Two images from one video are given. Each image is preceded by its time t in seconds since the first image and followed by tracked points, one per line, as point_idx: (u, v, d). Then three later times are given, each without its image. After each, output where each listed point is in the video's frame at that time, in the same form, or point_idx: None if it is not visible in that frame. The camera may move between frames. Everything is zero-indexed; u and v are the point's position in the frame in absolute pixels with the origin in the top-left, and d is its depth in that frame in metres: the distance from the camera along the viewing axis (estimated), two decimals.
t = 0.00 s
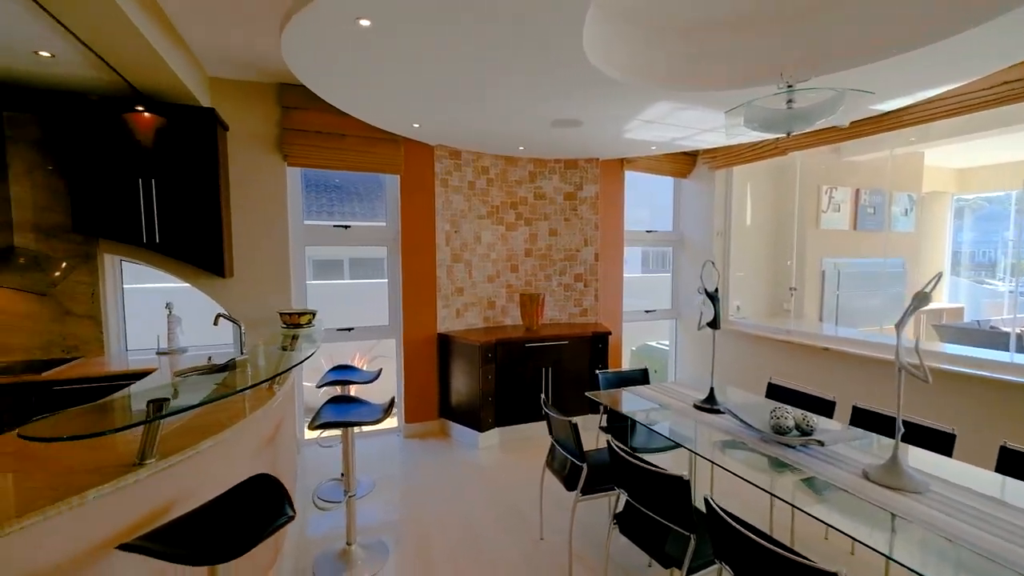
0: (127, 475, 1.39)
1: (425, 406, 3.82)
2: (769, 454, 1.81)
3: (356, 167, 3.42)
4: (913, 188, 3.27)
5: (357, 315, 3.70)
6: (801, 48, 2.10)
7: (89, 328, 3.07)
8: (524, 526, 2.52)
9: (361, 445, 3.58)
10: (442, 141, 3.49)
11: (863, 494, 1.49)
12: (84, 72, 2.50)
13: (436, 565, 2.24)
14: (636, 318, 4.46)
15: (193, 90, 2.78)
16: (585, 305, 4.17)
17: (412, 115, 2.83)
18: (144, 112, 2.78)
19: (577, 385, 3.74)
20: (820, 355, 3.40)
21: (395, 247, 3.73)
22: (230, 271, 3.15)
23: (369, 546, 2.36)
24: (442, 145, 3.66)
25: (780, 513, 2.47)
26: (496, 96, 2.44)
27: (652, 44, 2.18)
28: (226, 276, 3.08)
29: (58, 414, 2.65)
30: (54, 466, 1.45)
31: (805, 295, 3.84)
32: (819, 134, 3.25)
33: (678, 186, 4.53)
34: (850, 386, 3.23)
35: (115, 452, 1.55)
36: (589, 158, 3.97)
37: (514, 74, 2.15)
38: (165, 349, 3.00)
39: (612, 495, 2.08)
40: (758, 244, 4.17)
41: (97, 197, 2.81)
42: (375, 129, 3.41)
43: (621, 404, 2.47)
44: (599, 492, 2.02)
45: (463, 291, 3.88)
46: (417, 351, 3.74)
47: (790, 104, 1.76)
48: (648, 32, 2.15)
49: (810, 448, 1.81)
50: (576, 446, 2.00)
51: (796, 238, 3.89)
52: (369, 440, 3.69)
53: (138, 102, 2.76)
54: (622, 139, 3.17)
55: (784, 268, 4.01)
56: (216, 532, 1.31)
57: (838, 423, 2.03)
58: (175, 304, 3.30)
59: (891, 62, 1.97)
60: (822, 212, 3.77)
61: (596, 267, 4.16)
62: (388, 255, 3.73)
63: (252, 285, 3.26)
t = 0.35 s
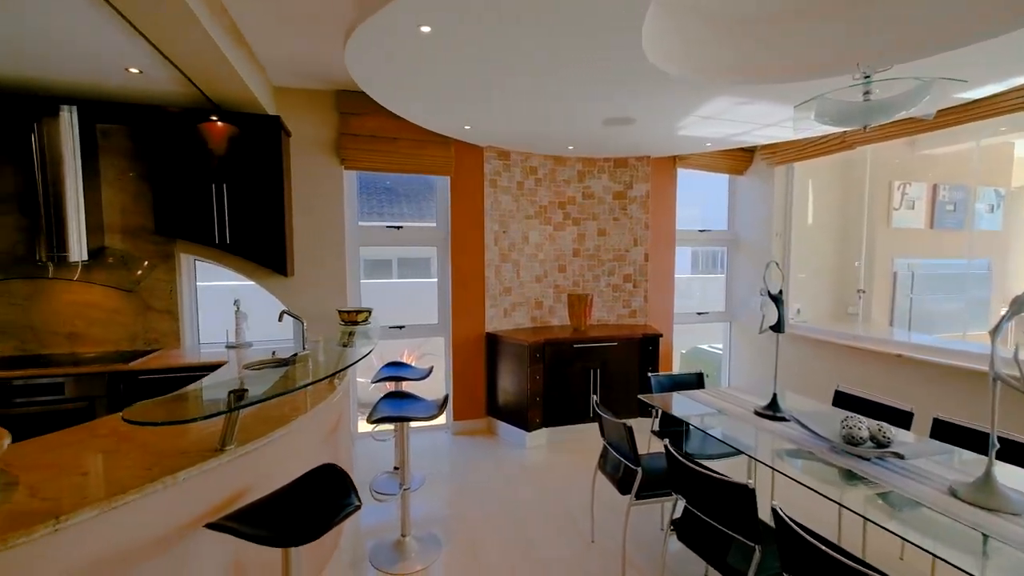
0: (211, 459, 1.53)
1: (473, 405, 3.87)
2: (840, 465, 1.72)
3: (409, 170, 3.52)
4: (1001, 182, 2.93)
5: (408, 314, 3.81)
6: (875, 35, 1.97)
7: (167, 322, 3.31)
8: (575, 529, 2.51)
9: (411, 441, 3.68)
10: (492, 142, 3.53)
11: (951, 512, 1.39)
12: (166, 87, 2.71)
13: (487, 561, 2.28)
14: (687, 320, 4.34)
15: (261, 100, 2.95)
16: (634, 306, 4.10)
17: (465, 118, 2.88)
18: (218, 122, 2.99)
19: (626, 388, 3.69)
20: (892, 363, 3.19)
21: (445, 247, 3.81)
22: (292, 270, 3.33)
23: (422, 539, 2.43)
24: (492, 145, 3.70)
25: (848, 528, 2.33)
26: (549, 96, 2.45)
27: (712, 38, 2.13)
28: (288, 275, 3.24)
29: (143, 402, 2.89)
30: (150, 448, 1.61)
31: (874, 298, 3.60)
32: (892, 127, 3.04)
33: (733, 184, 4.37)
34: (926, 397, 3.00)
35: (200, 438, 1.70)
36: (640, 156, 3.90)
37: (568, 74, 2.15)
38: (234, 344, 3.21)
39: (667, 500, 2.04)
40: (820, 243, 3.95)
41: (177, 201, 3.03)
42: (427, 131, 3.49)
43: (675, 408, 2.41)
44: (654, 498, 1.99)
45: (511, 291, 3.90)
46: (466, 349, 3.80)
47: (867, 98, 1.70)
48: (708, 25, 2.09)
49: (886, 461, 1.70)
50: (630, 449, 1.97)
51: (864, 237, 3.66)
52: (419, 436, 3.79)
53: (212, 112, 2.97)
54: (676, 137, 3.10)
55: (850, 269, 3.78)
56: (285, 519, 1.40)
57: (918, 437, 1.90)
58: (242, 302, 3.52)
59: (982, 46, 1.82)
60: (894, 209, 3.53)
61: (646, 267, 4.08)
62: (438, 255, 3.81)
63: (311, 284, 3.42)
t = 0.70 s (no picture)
0: (285, 446, 1.66)
1: (523, 404, 3.89)
2: (927, 482, 1.59)
3: (462, 171, 3.58)
4: None
5: (460, 313, 3.88)
6: (969, 15, 1.82)
7: (237, 317, 3.53)
8: (629, 534, 2.47)
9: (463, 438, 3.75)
10: (544, 142, 3.53)
11: None
12: (240, 98, 2.90)
13: (540, 560, 2.29)
14: (744, 323, 4.16)
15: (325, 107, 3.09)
16: (689, 308, 3.98)
17: (519, 118, 2.91)
18: (285, 128, 3.17)
19: (680, 391, 3.58)
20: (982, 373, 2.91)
21: (496, 247, 3.85)
22: (350, 269, 3.47)
23: (475, 534, 2.47)
24: (543, 145, 3.70)
25: (932, 548, 2.16)
26: (604, 94, 2.42)
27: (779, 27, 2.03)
28: (347, 273, 3.37)
29: (217, 393, 3.10)
30: (231, 433, 1.77)
31: (959, 303, 3.31)
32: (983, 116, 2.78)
33: (797, 180, 4.16)
34: None
35: (275, 426, 1.83)
36: (696, 152, 3.78)
37: (626, 71, 2.12)
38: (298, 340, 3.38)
39: (729, 509, 1.97)
40: (896, 242, 3.68)
41: (248, 204, 3.24)
42: (480, 133, 3.54)
43: (736, 413, 2.32)
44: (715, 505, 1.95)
45: (561, 291, 3.89)
46: (516, 348, 3.83)
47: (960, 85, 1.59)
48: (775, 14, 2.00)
49: (981, 479, 1.56)
50: (689, 454, 1.94)
51: (948, 235, 3.37)
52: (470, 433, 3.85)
53: (280, 120, 3.15)
54: (737, 132, 2.98)
55: (931, 270, 3.50)
56: (352, 502, 1.50)
57: (1018, 454, 1.73)
58: (305, 299, 3.70)
59: None
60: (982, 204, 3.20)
61: (701, 267, 3.95)
62: (489, 254, 3.86)
63: (369, 283, 3.55)
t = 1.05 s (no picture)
0: (355, 436, 1.75)
1: (576, 405, 3.85)
2: None
3: (518, 171, 3.59)
4: None
5: (513, 312, 3.90)
6: None
7: (305, 313, 3.73)
8: (690, 544, 2.38)
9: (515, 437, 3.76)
10: (601, 139, 3.48)
11: None
12: (310, 106, 3.06)
13: (598, 564, 2.26)
14: (816, 327, 3.92)
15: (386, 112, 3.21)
16: (753, 310, 3.79)
17: (576, 116, 2.88)
18: (350, 134, 3.32)
19: (743, 398, 3.42)
20: None
21: (550, 247, 3.84)
22: (409, 269, 3.58)
23: (531, 533, 2.48)
24: (600, 143, 3.65)
25: None
26: (666, 89, 2.36)
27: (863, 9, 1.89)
28: (405, 273, 3.47)
29: (286, 385, 3.29)
30: (305, 422, 1.88)
31: None
32: None
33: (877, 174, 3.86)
34: None
35: (344, 418, 1.92)
36: (763, 146, 3.60)
37: (690, 65, 2.05)
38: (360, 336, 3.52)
39: (803, 525, 1.85)
40: (997, 240, 3.32)
41: (316, 206, 3.42)
42: (536, 132, 3.54)
43: (808, 422, 2.19)
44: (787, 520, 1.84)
45: (616, 292, 3.82)
46: (570, 349, 3.80)
47: None
48: None
49: None
50: (759, 463, 1.85)
51: None
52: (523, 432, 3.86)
53: (345, 126, 3.31)
54: (810, 124, 2.80)
55: None
56: (415, 499, 1.58)
57: None
58: (367, 297, 3.86)
59: None
60: None
61: (768, 267, 3.75)
62: (543, 254, 3.86)
63: (426, 282, 3.65)
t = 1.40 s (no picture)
0: (417, 431, 1.79)
1: (633, 409, 3.75)
2: None
3: (575, 170, 3.55)
4: None
5: (569, 312, 3.86)
6: None
7: (366, 311, 3.88)
8: (758, 561, 2.25)
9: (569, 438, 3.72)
10: (662, 135, 3.37)
11: None
12: (374, 111, 3.18)
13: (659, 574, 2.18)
14: (901, 333, 3.59)
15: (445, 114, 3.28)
16: (829, 314, 3.54)
17: (637, 112, 2.81)
18: (410, 137, 3.42)
19: (817, 408, 3.19)
20: None
21: (607, 246, 3.76)
22: (465, 268, 3.64)
23: (587, 537, 2.44)
24: (661, 138, 3.53)
25: None
26: (735, 81, 2.25)
27: None
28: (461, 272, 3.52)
29: (349, 379, 3.43)
30: (370, 416, 1.95)
31: None
32: None
33: (977, 165, 3.48)
34: None
35: (406, 412, 1.98)
36: (841, 138, 3.35)
37: (763, 54, 1.94)
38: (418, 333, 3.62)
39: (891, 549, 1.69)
40: None
41: (377, 208, 3.54)
42: (594, 130, 3.48)
43: (896, 436, 2.00)
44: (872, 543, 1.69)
45: (676, 292, 3.68)
46: (626, 351, 3.71)
47: None
48: None
49: None
50: (839, 479, 1.72)
51: None
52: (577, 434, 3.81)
53: (406, 129, 3.40)
54: (899, 112, 2.58)
55: None
56: (474, 496, 1.64)
57: None
58: (424, 296, 3.95)
59: None
60: None
61: (846, 268, 3.49)
62: (600, 253, 3.79)
63: (482, 281, 3.69)
